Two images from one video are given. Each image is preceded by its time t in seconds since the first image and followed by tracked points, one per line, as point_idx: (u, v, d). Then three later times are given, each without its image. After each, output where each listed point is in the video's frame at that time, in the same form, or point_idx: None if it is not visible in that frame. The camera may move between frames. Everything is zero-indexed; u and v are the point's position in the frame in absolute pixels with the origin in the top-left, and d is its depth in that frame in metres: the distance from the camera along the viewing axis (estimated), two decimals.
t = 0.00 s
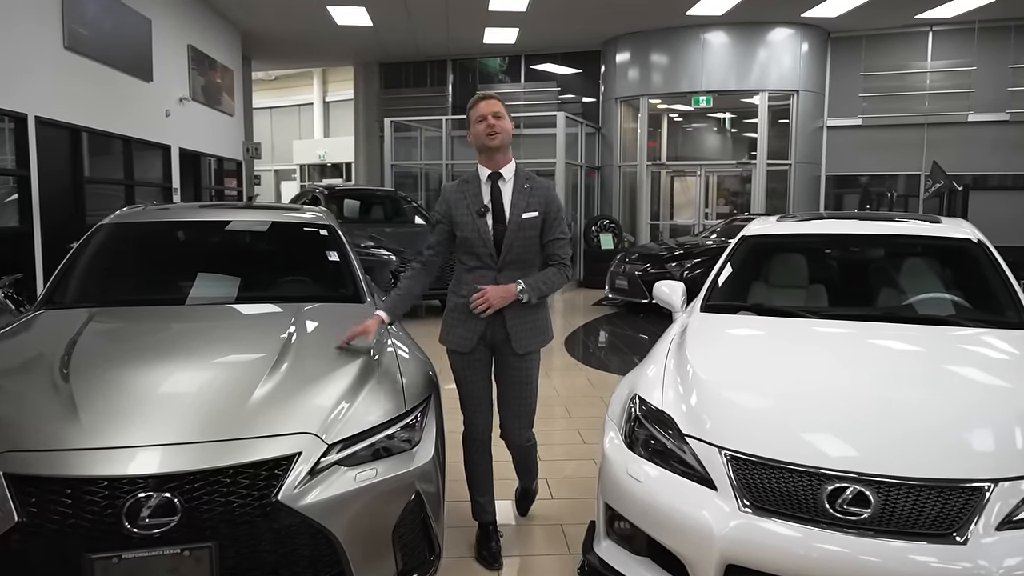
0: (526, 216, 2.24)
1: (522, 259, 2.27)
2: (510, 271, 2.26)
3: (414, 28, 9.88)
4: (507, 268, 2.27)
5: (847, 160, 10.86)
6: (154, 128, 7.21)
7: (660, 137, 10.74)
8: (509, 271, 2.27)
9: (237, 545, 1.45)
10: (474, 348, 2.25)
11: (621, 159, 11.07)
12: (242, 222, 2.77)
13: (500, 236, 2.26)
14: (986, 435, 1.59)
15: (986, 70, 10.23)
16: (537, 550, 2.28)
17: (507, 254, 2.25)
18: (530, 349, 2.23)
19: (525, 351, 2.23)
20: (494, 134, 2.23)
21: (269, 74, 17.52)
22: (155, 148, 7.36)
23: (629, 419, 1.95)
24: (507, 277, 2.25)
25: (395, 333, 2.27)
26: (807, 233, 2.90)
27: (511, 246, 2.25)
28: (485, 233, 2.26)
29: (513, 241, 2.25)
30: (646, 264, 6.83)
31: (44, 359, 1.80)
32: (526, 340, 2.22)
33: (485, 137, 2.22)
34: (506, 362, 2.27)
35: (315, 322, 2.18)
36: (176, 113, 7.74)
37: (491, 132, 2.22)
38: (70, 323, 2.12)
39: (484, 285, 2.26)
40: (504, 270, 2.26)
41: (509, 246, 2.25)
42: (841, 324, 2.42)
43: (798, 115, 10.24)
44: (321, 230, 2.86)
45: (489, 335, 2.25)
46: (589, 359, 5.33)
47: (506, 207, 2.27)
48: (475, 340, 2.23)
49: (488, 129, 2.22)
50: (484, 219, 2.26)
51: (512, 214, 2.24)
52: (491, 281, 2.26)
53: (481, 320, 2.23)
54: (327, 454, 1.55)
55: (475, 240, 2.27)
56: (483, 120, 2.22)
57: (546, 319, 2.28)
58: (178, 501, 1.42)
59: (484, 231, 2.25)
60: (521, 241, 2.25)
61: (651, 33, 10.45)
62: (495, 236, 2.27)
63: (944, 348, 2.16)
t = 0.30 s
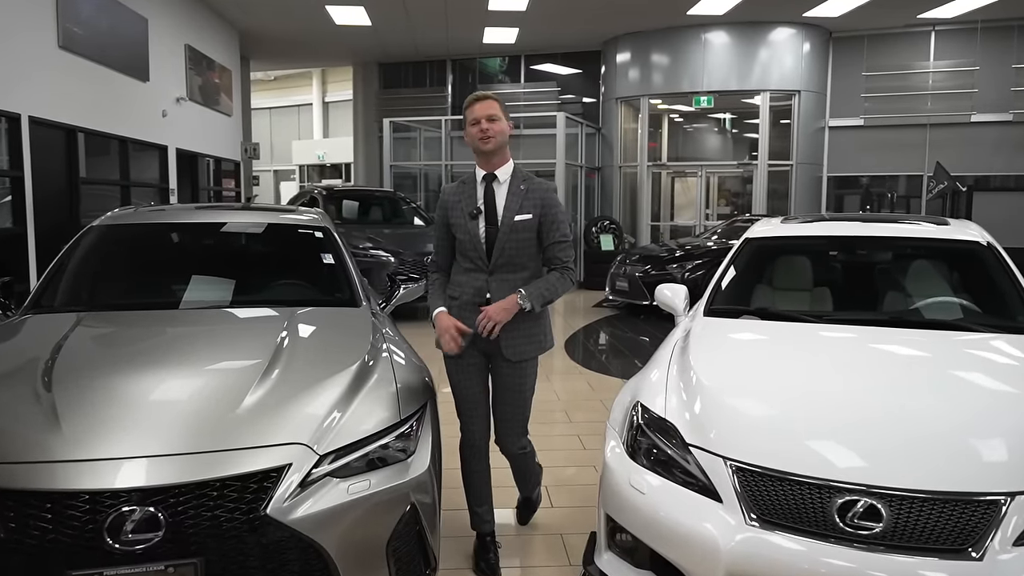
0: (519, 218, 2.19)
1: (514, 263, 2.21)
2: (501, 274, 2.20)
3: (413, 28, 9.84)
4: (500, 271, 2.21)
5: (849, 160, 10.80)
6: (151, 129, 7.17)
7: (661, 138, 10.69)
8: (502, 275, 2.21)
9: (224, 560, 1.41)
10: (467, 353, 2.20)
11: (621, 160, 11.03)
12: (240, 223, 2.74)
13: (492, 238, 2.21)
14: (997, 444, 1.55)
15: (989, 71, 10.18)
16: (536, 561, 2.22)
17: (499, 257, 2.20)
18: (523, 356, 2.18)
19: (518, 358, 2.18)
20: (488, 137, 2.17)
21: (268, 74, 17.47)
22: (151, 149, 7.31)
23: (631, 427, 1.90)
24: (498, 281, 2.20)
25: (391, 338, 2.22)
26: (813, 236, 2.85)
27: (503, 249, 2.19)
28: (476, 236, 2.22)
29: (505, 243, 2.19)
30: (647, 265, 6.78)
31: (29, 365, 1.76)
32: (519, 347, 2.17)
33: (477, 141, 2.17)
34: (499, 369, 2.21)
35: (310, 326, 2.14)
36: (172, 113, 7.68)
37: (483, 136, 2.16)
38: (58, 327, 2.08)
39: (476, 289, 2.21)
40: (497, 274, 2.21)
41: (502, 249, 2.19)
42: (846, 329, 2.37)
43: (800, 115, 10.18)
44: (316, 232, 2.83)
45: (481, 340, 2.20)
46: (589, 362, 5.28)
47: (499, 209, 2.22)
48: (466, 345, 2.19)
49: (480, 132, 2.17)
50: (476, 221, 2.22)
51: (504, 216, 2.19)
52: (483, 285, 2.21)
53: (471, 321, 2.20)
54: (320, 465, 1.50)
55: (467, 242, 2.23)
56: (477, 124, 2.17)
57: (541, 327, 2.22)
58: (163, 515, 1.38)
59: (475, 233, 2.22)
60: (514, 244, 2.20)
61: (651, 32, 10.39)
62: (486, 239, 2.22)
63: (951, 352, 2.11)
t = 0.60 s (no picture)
0: (520, 219, 2.14)
1: (515, 264, 2.15)
2: (501, 276, 2.14)
3: (412, 29, 9.80)
4: (500, 274, 2.14)
5: (850, 161, 10.75)
6: (147, 130, 7.13)
7: (661, 139, 10.64)
8: (502, 278, 2.14)
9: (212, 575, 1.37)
10: (466, 359, 2.16)
11: (621, 161, 10.99)
12: (237, 226, 2.71)
13: (492, 240, 2.16)
14: (1005, 450, 1.51)
15: (991, 71, 10.14)
16: (535, 571, 2.18)
17: (499, 259, 2.13)
18: (526, 360, 2.16)
19: (518, 363, 2.15)
20: (487, 138, 2.14)
21: (267, 75, 17.44)
22: (148, 151, 7.27)
23: (631, 435, 1.86)
24: (499, 283, 2.13)
25: (386, 342, 2.18)
26: (816, 240, 2.80)
27: (503, 250, 2.13)
28: (476, 238, 2.16)
29: (505, 245, 2.13)
30: (648, 267, 6.74)
31: (15, 374, 1.72)
32: (519, 351, 2.15)
33: (476, 142, 2.13)
34: (499, 374, 2.18)
35: (306, 332, 2.10)
36: (170, 115, 7.64)
37: (483, 137, 2.13)
38: (47, 333, 2.04)
39: (475, 292, 2.14)
40: (496, 276, 2.14)
41: (501, 250, 2.13)
42: (849, 333, 2.33)
43: (801, 116, 10.14)
44: (312, 235, 2.79)
45: (479, 345, 2.16)
46: (589, 365, 5.24)
47: (498, 210, 2.17)
48: (465, 351, 2.14)
49: (479, 133, 2.13)
50: (475, 223, 2.17)
51: (504, 217, 2.14)
52: (481, 288, 2.14)
53: (472, 325, 2.14)
54: (311, 475, 1.47)
55: (466, 244, 2.17)
56: (476, 125, 2.13)
57: (540, 327, 2.20)
58: (148, 529, 1.34)
59: (476, 235, 2.16)
60: (514, 244, 2.14)
61: (651, 33, 10.35)
62: (486, 240, 2.17)
63: (957, 358, 2.07)
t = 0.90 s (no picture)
0: (526, 220, 2.14)
1: (521, 267, 2.14)
2: (508, 279, 2.12)
3: (411, 31, 9.77)
4: (507, 275, 2.13)
5: (851, 164, 10.72)
6: (145, 133, 7.10)
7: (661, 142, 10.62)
8: (509, 280, 2.13)
9: None
10: (470, 366, 2.12)
11: (622, 164, 10.96)
12: (234, 230, 2.67)
13: (498, 243, 2.14)
14: (1012, 459, 1.48)
15: (993, 74, 10.13)
16: None
17: (506, 262, 2.12)
18: (531, 364, 2.13)
19: (525, 366, 2.12)
20: (488, 142, 2.12)
21: (267, 78, 17.42)
22: (146, 154, 7.24)
23: (633, 444, 1.83)
24: (505, 286, 2.11)
25: (383, 348, 2.15)
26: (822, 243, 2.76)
27: (510, 252, 2.12)
28: (482, 241, 2.13)
29: (512, 246, 2.12)
30: (649, 270, 6.69)
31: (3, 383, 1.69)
32: (525, 354, 2.12)
33: (477, 146, 2.11)
34: (503, 379, 2.16)
35: (304, 337, 2.07)
36: (168, 117, 7.61)
37: (484, 140, 2.11)
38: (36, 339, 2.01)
39: (483, 294, 2.11)
40: (503, 278, 2.12)
41: (509, 252, 2.12)
42: (853, 339, 2.29)
43: (802, 119, 10.12)
44: (308, 239, 2.75)
45: (485, 350, 2.13)
46: (589, 369, 5.21)
47: (503, 213, 2.15)
48: (470, 359, 2.10)
49: (480, 136, 2.11)
50: (480, 225, 2.13)
51: (510, 219, 2.13)
52: (488, 290, 2.11)
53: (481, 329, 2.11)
54: (304, 487, 1.43)
55: (471, 247, 2.13)
56: (476, 128, 2.10)
57: (542, 330, 2.17)
58: (135, 543, 1.30)
59: (481, 238, 2.12)
60: (520, 246, 2.14)
61: (652, 36, 10.32)
62: (492, 243, 2.14)
63: (963, 364, 2.04)
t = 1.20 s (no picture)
0: (529, 221, 2.10)
1: (523, 268, 2.11)
2: (510, 280, 2.09)
3: (410, 33, 9.73)
4: (508, 276, 2.09)
5: (852, 166, 10.68)
6: (141, 135, 7.05)
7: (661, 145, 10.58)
8: (510, 280, 2.09)
9: None
10: (472, 368, 2.09)
11: (622, 166, 10.92)
12: (231, 233, 2.64)
13: (500, 243, 2.10)
14: (1019, 469, 1.45)
15: (995, 76, 10.10)
16: None
17: (508, 262, 2.09)
18: (533, 366, 2.09)
19: (528, 367, 2.09)
20: (488, 143, 2.07)
21: (267, 80, 17.39)
22: (143, 157, 7.20)
23: (634, 453, 1.78)
24: (507, 287, 2.08)
25: (379, 354, 2.11)
26: (826, 246, 2.72)
27: (512, 253, 2.09)
28: (483, 241, 2.09)
29: (514, 247, 2.09)
30: (649, 273, 6.66)
31: None
32: (528, 356, 2.08)
33: (478, 147, 2.07)
34: (505, 381, 2.12)
35: (300, 343, 2.03)
36: (165, 119, 7.57)
37: (485, 142, 2.06)
38: (23, 345, 1.96)
39: (484, 295, 2.07)
40: (505, 278, 2.09)
41: (511, 252, 2.08)
42: (855, 344, 2.25)
43: (802, 121, 10.08)
44: (303, 242, 2.71)
45: (488, 352, 2.10)
46: (589, 373, 5.17)
47: (505, 213, 2.11)
48: (472, 361, 2.06)
49: (481, 138, 2.06)
50: (482, 226, 2.09)
51: (513, 219, 2.09)
52: (490, 291, 2.08)
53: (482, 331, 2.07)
54: (294, 499, 1.39)
55: (473, 248, 2.09)
56: (476, 130, 2.06)
57: (545, 332, 2.13)
58: (118, 559, 1.26)
59: (483, 239, 2.08)
60: (522, 247, 2.10)
61: (652, 37, 10.28)
62: (494, 244, 2.10)
63: (966, 368, 2.00)
